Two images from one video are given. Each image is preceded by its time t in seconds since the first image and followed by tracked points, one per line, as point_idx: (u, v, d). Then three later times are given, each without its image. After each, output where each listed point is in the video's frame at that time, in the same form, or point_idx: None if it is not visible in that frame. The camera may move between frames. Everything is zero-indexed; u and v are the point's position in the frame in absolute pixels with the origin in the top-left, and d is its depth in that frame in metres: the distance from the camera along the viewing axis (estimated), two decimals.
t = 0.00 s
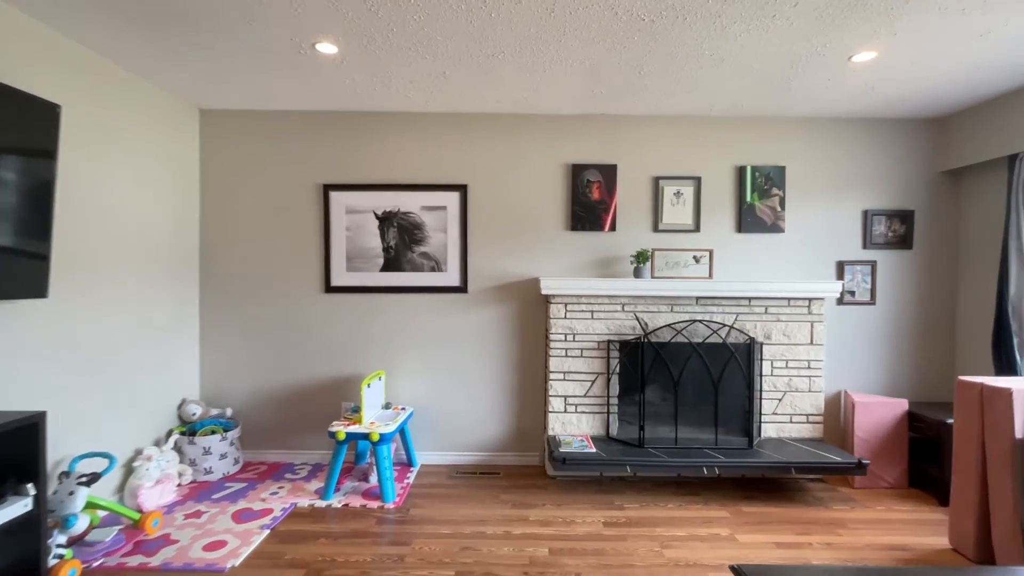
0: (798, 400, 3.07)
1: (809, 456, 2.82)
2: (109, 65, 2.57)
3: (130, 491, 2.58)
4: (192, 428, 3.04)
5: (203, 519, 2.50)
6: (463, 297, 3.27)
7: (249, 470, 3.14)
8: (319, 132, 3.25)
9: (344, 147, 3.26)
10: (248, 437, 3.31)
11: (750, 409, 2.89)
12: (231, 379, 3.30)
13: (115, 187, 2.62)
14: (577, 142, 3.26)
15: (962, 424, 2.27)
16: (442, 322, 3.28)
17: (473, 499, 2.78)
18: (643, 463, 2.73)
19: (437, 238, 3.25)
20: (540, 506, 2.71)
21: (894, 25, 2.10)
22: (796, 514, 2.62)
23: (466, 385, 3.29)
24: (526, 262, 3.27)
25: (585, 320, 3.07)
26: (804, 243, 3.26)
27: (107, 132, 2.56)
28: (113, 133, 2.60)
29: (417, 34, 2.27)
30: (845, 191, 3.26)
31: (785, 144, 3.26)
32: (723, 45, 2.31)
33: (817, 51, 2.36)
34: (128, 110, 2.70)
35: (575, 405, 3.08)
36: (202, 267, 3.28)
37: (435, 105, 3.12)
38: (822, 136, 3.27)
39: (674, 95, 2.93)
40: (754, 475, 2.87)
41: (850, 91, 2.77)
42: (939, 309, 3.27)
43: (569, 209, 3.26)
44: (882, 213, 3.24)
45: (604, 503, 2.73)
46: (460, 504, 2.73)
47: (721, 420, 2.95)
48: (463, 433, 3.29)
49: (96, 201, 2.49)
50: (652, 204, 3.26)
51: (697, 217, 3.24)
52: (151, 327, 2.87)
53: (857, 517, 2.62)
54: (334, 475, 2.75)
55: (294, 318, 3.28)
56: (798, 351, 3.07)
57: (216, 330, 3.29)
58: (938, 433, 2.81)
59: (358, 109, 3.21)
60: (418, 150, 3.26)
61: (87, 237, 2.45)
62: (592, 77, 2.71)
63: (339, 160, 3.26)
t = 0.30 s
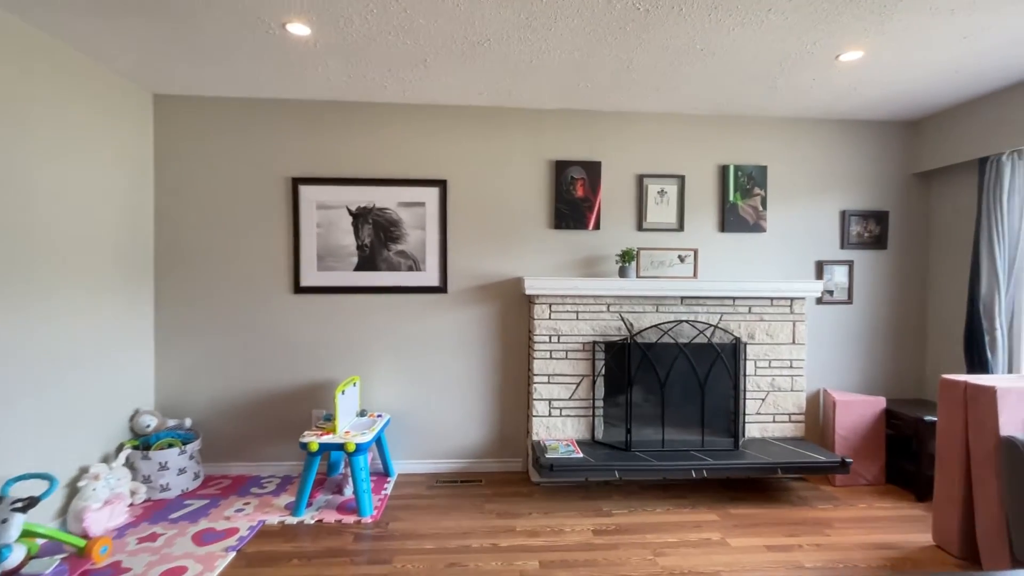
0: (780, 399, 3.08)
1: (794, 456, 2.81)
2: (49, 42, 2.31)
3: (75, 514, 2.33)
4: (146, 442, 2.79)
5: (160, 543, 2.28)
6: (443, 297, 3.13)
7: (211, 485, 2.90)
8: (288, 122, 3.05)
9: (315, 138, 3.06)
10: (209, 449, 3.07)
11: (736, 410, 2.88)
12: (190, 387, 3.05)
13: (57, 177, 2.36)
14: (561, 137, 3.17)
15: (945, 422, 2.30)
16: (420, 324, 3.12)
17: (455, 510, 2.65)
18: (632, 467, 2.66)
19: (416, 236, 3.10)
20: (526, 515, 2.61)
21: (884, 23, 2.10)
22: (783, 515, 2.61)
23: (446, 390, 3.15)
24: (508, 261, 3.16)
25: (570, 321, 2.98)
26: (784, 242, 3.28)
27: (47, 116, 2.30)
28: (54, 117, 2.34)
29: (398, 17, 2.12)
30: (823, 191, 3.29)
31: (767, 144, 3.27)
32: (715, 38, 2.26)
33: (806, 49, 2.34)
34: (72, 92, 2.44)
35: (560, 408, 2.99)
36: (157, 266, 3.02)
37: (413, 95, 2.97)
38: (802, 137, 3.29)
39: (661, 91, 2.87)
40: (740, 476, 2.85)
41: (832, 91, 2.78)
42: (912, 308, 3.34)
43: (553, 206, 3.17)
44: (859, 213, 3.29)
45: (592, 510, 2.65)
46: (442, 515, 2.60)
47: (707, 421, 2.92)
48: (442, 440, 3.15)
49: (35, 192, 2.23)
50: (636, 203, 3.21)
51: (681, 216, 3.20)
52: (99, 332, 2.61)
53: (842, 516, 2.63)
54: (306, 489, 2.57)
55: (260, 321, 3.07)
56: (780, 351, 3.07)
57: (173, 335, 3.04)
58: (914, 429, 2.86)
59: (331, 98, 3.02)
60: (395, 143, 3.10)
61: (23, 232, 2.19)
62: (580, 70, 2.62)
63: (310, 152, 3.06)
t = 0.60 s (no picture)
0: (763, 399, 3.07)
1: (779, 456, 2.80)
2: None
3: (6, 544, 2.06)
4: (92, 459, 2.53)
5: (107, 573, 2.04)
6: (421, 298, 2.98)
7: (166, 504, 2.66)
8: (253, 110, 2.83)
9: (283, 128, 2.85)
10: (164, 464, 2.82)
11: (721, 411, 2.85)
12: (143, 397, 2.79)
13: None
14: (543, 132, 3.07)
15: (928, 421, 2.32)
16: (397, 327, 2.96)
17: (437, 523, 2.51)
18: (620, 473, 2.58)
19: (392, 234, 2.94)
20: (512, 525, 2.49)
21: (875, 22, 2.08)
22: (771, 516, 2.59)
23: (424, 396, 3.00)
24: (490, 261, 3.04)
25: (554, 322, 2.88)
26: (765, 242, 3.28)
27: None
28: None
29: None
30: (802, 192, 3.31)
31: (748, 143, 3.26)
32: (707, 32, 2.20)
33: (796, 46, 2.31)
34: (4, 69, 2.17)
35: (544, 413, 2.88)
36: (104, 265, 2.75)
37: (389, 85, 2.81)
38: (782, 137, 3.29)
39: (647, 87, 2.81)
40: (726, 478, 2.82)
41: (816, 91, 2.79)
42: (885, 307, 3.41)
43: (535, 204, 3.06)
44: (836, 214, 3.33)
45: (580, 518, 2.56)
46: (423, 529, 2.45)
47: (692, 423, 2.88)
48: (421, 448, 3.00)
49: None
50: (620, 201, 3.14)
51: (665, 214, 3.16)
52: (36, 338, 2.33)
53: (827, 515, 2.63)
54: (275, 506, 2.37)
55: (222, 325, 2.84)
56: (763, 351, 3.07)
57: (123, 340, 2.77)
58: (893, 428, 2.89)
59: (299, 86, 2.82)
60: (369, 135, 2.93)
61: None
62: (566, 62, 2.53)
63: (276, 143, 2.85)
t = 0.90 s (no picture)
0: (746, 399, 3.05)
1: (764, 456, 2.77)
2: None
3: None
4: (23, 480, 2.20)
5: None
6: (396, 298, 2.80)
7: (111, 528, 2.39)
8: (210, 93, 2.58)
9: (244, 113, 2.62)
10: (109, 483, 2.54)
11: (708, 412, 2.80)
12: (84, 410, 2.51)
13: None
14: (526, 124, 2.94)
15: (914, 418, 2.33)
16: (370, 328, 2.77)
17: (416, 539, 2.34)
18: (609, 478, 2.48)
19: (365, 229, 2.74)
20: (497, 538, 2.36)
21: (868, 16, 2.06)
22: (760, 518, 2.55)
23: (400, 402, 2.82)
24: (470, 258, 2.89)
25: (538, 322, 2.76)
26: (746, 240, 3.26)
27: None
28: None
29: None
30: (782, 190, 3.31)
31: (731, 140, 3.23)
32: (700, 21, 2.13)
33: (786, 40, 2.27)
34: None
35: (528, 417, 2.76)
36: (36, 263, 2.45)
37: (363, 69, 2.62)
38: (763, 135, 3.28)
39: (633, 80, 2.73)
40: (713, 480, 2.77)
41: (800, 89, 2.77)
42: (860, 305, 3.45)
43: (517, 199, 2.94)
44: (815, 213, 3.35)
45: (567, 528, 2.45)
46: (401, 546, 2.28)
47: (679, 425, 2.82)
48: (397, 458, 2.82)
49: None
50: (604, 197, 3.05)
51: (649, 211, 3.09)
52: None
53: (813, 515, 2.61)
54: (237, 528, 2.15)
55: (176, 328, 2.58)
56: (747, 349, 3.04)
57: (60, 347, 2.48)
58: (871, 424, 2.93)
59: (263, 67, 2.60)
60: (340, 123, 2.73)
61: None
62: (553, 50, 2.41)
63: (237, 128, 2.61)
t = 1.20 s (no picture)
0: (731, 399, 3.03)
1: (751, 457, 2.75)
2: None
3: None
4: None
5: None
6: (373, 299, 2.63)
7: (51, 558, 2.13)
8: (165, 75, 2.35)
9: (204, 98, 2.39)
10: (48, 507, 2.27)
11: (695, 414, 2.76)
12: (18, 426, 2.23)
13: None
14: (509, 118, 2.83)
15: (900, 417, 2.34)
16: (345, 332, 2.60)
17: (398, 556, 2.19)
18: (600, 485, 2.40)
19: (339, 225, 2.56)
20: (484, 552, 2.23)
21: (862, 13, 2.04)
22: (749, 521, 2.52)
23: (378, 409, 2.65)
24: (451, 257, 2.75)
25: (523, 324, 2.65)
26: (729, 240, 3.25)
27: None
28: None
29: None
30: (763, 190, 3.32)
31: (714, 139, 3.21)
32: (695, 12, 2.06)
33: (778, 35, 2.24)
34: None
35: (513, 423, 2.64)
36: None
37: (337, 54, 2.44)
38: (745, 134, 3.28)
39: (621, 74, 2.65)
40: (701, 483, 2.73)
41: (785, 88, 2.76)
42: (836, 304, 3.50)
43: (501, 195, 2.82)
44: (794, 213, 3.37)
45: (557, 538, 2.35)
46: (382, 566, 2.12)
47: (666, 428, 2.77)
48: (374, 469, 2.65)
49: None
50: (589, 194, 2.97)
51: (634, 210, 3.03)
52: None
53: (800, 515, 2.60)
54: (199, 554, 1.94)
55: (126, 334, 2.33)
56: (731, 350, 3.02)
57: None
58: (852, 422, 2.94)
59: (225, 48, 2.38)
60: (312, 112, 2.54)
61: None
62: (542, 38, 2.30)
63: (196, 114, 2.38)
